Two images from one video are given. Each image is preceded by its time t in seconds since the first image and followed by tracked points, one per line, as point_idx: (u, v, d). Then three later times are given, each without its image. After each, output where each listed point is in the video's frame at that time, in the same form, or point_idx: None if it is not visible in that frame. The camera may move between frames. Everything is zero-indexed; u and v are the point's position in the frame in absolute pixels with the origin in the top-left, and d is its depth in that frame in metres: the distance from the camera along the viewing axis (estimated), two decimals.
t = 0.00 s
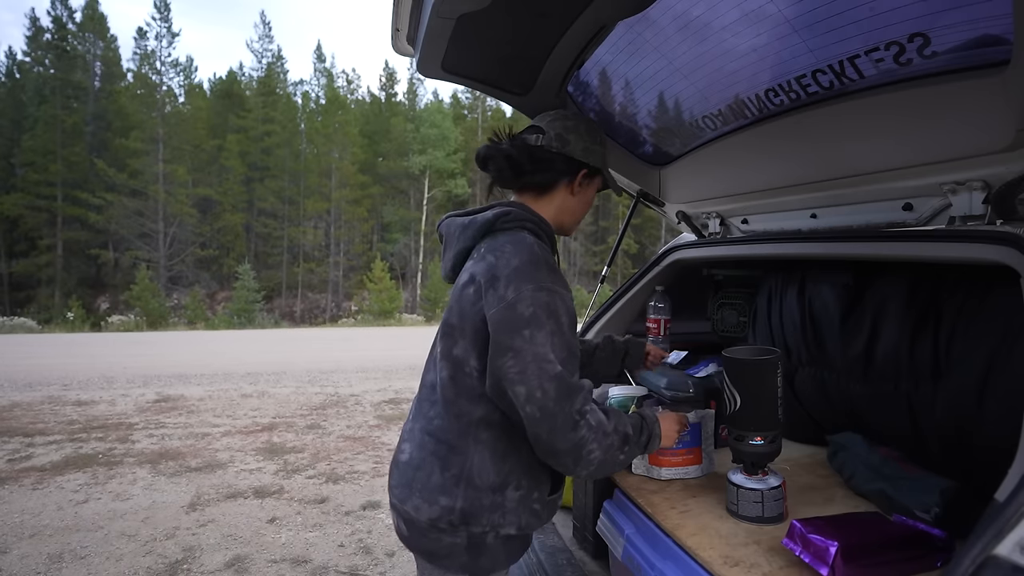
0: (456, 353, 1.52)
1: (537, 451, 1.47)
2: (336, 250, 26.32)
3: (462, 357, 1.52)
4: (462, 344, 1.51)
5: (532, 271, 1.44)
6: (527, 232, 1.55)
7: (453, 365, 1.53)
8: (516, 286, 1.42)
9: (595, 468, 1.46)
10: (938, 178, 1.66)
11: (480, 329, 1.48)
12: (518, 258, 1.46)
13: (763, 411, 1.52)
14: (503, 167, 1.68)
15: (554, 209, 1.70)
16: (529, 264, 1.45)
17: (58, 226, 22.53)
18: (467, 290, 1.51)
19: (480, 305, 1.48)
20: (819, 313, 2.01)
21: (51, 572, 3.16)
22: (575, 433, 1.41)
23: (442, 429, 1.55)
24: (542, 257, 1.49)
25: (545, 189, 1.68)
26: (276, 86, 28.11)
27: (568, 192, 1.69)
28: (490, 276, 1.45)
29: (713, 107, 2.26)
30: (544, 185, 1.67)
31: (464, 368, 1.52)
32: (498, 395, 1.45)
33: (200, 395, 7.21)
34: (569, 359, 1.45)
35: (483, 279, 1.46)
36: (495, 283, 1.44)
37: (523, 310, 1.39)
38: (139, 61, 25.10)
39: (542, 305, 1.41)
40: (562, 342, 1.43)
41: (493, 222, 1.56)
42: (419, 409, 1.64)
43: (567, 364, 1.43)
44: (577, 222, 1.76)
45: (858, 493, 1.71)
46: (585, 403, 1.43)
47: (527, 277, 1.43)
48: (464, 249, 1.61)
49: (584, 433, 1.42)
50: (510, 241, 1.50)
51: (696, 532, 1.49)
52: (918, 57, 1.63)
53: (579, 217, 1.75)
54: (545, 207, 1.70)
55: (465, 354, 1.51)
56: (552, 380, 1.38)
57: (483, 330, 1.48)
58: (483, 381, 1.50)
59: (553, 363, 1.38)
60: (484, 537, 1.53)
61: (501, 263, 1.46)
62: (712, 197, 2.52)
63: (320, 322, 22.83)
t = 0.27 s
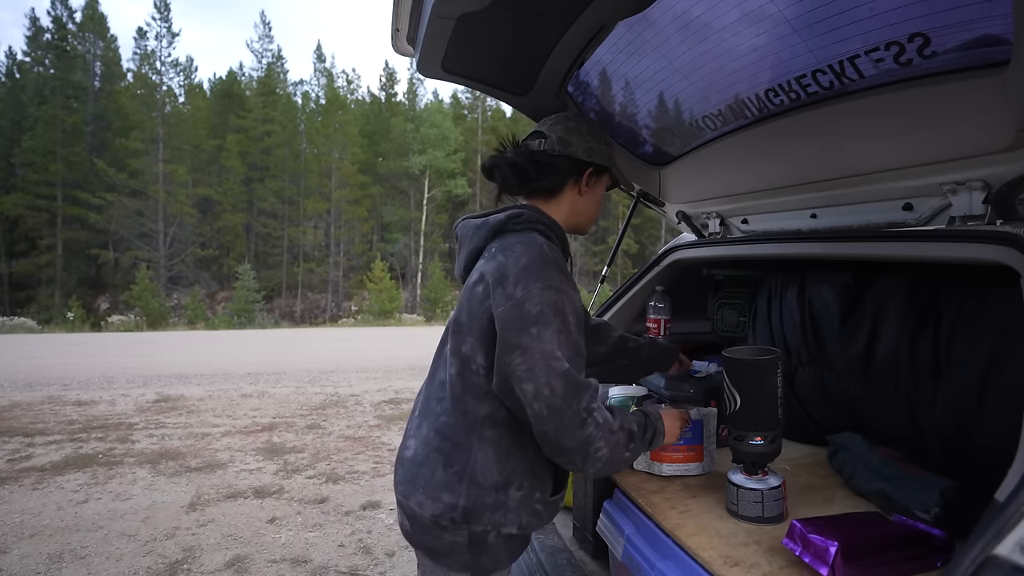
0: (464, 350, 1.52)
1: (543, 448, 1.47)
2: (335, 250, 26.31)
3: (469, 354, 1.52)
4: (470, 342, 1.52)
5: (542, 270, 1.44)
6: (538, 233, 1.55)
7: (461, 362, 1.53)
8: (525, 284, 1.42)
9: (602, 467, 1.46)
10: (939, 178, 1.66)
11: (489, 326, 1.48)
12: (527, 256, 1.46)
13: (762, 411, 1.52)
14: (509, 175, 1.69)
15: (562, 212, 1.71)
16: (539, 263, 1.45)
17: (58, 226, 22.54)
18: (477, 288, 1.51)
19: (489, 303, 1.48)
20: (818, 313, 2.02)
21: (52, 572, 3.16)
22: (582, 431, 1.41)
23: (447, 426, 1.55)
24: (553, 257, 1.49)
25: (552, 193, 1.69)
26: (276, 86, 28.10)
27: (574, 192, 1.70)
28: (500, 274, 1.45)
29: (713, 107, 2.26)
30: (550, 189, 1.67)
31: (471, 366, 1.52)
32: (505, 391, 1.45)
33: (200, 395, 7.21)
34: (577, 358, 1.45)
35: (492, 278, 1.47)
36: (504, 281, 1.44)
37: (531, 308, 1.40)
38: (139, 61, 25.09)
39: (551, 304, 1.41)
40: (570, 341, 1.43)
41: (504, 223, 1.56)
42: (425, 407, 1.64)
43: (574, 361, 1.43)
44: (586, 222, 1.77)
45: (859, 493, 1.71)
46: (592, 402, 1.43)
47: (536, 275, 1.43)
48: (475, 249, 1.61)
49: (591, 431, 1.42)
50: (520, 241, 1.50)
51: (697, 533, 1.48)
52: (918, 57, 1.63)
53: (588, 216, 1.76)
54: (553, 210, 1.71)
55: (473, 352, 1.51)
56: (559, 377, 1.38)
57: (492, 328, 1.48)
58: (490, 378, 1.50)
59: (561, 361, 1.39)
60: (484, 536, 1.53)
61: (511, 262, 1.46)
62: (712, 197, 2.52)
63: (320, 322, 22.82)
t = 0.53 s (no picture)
0: (474, 347, 1.53)
1: (549, 448, 1.47)
2: (335, 250, 26.31)
3: (479, 351, 1.52)
4: (480, 339, 1.52)
5: (555, 271, 1.45)
6: (553, 237, 1.55)
7: (470, 359, 1.54)
8: (537, 283, 1.43)
9: (607, 468, 1.47)
10: (939, 178, 1.66)
11: (499, 324, 1.49)
12: (541, 257, 1.47)
13: (762, 411, 1.53)
14: (530, 186, 1.70)
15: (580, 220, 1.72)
16: (552, 264, 1.46)
17: (58, 226, 22.55)
18: (489, 287, 1.51)
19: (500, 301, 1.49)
20: (819, 313, 2.02)
21: (52, 572, 3.17)
22: (588, 431, 1.41)
23: (451, 422, 1.55)
24: (566, 259, 1.49)
25: (572, 202, 1.69)
26: (276, 86, 28.11)
27: (592, 201, 1.71)
28: (512, 273, 1.46)
29: (713, 107, 2.26)
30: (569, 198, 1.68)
31: (479, 363, 1.52)
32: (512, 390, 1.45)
33: (200, 395, 7.21)
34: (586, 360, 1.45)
35: (504, 276, 1.47)
36: (517, 280, 1.44)
37: (543, 307, 1.40)
38: (139, 61, 25.09)
39: (561, 304, 1.42)
40: (580, 341, 1.43)
41: (520, 226, 1.56)
42: (431, 404, 1.65)
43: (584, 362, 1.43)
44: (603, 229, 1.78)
45: (859, 493, 1.71)
46: (599, 403, 1.43)
47: (549, 275, 1.44)
48: (492, 249, 1.62)
49: (598, 431, 1.42)
50: (534, 243, 1.51)
51: (697, 533, 1.48)
52: (918, 57, 1.63)
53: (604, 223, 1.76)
54: (572, 219, 1.72)
55: (483, 349, 1.51)
56: (567, 377, 1.39)
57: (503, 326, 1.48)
58: (498, 376, 1.50)
59: (570, 361, 1.39)
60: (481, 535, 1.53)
61: (525, 262, 1.46)
62: (712, 197, 2.52)
63: (320, 321, 22.82)
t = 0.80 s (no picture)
0: (476, 344, 1.54)
1: (552, 445, 1.47)
2: (336, 250, 26.32)
3: (482, 348, 1.53)
4: (483, 335, 1.53)
5: (561, 268, 1.46)
6: (561, 237, 1.56)
7: (472, 356, 1.54)
8: (543, 279, 1.43)
9: (613, 465, 1.47)
10: (939, 178, 1.66)
11: (503, 321, 1.49)
12: (547, 254, 1.47)
13: (762, 411, 1.53)
14: (557, 187, 1.69)
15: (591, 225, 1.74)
16: (558, 260, 1.47)
17: (58, 226, 22.55)
18: (494, 283, 1.51)
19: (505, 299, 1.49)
20: (819, 313, 2.03)
21: (52, 572, 3.17)
22: (593, 428, 1.42)
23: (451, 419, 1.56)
24: (572, 257, 1.50)
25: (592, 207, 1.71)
26: (276, 86, 28.11)
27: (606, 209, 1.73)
28: (518, 269, 1.46)
29: (713, 107, 2.26)
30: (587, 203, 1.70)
31: (482, 360, 1.53)
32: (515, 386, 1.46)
33: (200, 395, 7.21)
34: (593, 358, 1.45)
35: (510, 273, 1.48)
36: (523, 276, 1.45)
37: (550, 302, 1.41)
38: (139, 61, 25.10)
39: (567, 300, 1.42)
40: (586, 338, 1.44)
41: (526, 225, 1.57)
42: (432, 401, 1.66)
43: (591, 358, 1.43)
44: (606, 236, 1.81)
45: (859, 493, 1.71)
46: (604, 399, 1.43)
47: (555, 272, 1.45)
48: (497, 248, 1.62)
49: (603, 428, 1.43)
50: (541, 241, 1.52)
51: (697, 533, 1.48)
52: (918, 57, 1.63)
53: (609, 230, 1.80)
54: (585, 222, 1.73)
55: (485, 346, 1.52)
56: (574, 371, 1.38)
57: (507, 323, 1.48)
58: (500, 373, 1.51)
59: (577, 357, 1.39)
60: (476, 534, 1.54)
61: (531, 259, 1.47)
62: (712, 197, 2.52)
63: (320, 321, 22.82)
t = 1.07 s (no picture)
0: (477, 347, 1.52)
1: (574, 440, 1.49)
2: (336, 250, 26.31)
3: (483, 351, 1.52)
4: (484, 339, 1.52)
5: (567, 268, 1.47)
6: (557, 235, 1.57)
7: (472, 359, 1.53)
8: (553, 281, 1.45)
9: (637, 455, 1.49)
10: (939, 178, 1.66)
11: (508, 325, 1.49)
12: (551, 255, 1.49)
13: (763, 411, 1.52)
14: (544, 175, 1.69)
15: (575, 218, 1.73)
16: (564, 261, 1.49)
17: (58, 226, 22.56)
18: (495, 286, 1.50)
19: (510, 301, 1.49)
20: (819, 313, 2.02)
21: (52, 572, 3.17)
22: (613, 423, 1.44)
23: (451, 424, 1.54)
24: (575, 256, 1.53)
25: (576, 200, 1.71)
26: (276, 86, 28.11)
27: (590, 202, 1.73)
28: (524, 272, 1.46)
29: (713, 107, 2.26)
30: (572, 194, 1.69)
31: (484, 364, 1.52)
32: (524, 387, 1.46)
33: (200, 395, 7.21)
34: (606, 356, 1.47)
35: (515, 276, 1.48)
36: (530, 278, 1.45)
37: (563, 304, 1.43)
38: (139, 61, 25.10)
39: (578, 300, 1.45)
40: (596, 336, 1.47)
41: (522, 222, 1.57)
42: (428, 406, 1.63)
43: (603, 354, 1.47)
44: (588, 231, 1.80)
45: (859, 493, 1.71)
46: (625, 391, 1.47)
47: (562, 273, 1.46)
48: (491, 248, 1.61)
49: (626, 418, 1.45)
50: (541, 241, 1.53)
51: (697, 533, 1.48)
52: (918, 57, 1.63)
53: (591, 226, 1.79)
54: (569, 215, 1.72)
55: (487, 349, 1.51)
56: (595, 369, 1.42)
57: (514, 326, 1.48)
58: (505, 375, 1.51)
59: (594, 354, 1.43)
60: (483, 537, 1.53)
61: (535, 260, 1.48)
62: (712, 197, 2.52)
63: (320, 321, 22.82)
